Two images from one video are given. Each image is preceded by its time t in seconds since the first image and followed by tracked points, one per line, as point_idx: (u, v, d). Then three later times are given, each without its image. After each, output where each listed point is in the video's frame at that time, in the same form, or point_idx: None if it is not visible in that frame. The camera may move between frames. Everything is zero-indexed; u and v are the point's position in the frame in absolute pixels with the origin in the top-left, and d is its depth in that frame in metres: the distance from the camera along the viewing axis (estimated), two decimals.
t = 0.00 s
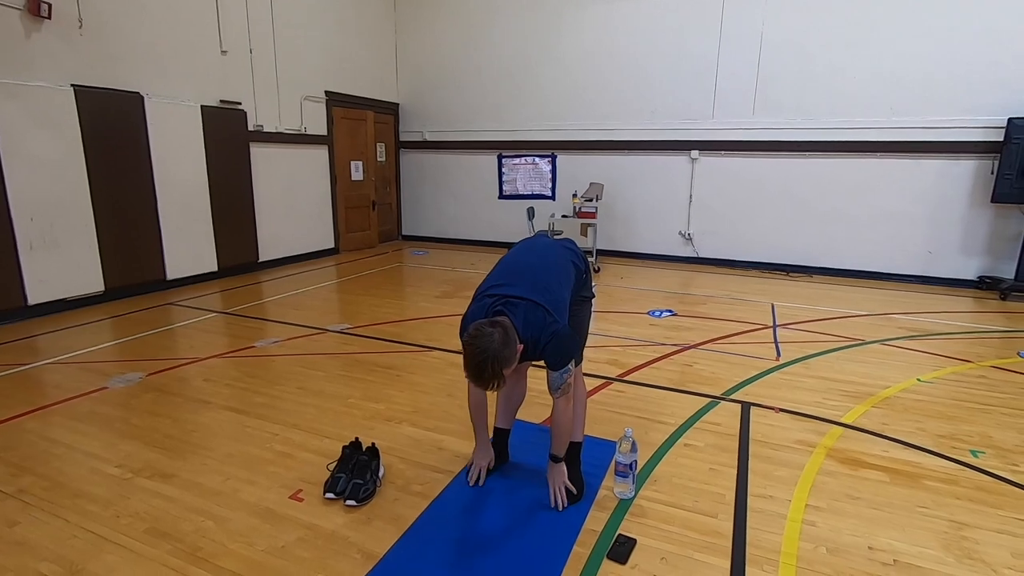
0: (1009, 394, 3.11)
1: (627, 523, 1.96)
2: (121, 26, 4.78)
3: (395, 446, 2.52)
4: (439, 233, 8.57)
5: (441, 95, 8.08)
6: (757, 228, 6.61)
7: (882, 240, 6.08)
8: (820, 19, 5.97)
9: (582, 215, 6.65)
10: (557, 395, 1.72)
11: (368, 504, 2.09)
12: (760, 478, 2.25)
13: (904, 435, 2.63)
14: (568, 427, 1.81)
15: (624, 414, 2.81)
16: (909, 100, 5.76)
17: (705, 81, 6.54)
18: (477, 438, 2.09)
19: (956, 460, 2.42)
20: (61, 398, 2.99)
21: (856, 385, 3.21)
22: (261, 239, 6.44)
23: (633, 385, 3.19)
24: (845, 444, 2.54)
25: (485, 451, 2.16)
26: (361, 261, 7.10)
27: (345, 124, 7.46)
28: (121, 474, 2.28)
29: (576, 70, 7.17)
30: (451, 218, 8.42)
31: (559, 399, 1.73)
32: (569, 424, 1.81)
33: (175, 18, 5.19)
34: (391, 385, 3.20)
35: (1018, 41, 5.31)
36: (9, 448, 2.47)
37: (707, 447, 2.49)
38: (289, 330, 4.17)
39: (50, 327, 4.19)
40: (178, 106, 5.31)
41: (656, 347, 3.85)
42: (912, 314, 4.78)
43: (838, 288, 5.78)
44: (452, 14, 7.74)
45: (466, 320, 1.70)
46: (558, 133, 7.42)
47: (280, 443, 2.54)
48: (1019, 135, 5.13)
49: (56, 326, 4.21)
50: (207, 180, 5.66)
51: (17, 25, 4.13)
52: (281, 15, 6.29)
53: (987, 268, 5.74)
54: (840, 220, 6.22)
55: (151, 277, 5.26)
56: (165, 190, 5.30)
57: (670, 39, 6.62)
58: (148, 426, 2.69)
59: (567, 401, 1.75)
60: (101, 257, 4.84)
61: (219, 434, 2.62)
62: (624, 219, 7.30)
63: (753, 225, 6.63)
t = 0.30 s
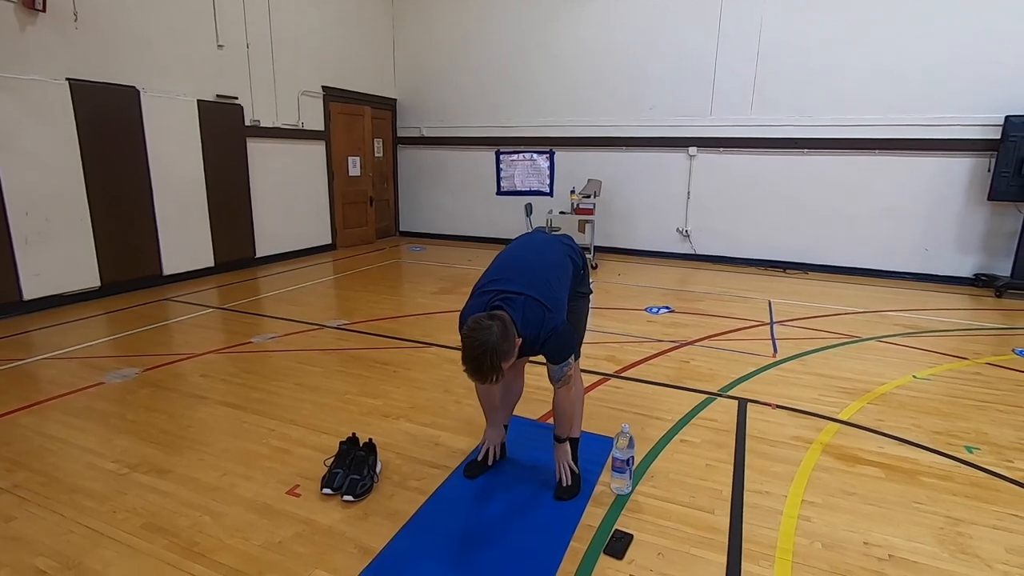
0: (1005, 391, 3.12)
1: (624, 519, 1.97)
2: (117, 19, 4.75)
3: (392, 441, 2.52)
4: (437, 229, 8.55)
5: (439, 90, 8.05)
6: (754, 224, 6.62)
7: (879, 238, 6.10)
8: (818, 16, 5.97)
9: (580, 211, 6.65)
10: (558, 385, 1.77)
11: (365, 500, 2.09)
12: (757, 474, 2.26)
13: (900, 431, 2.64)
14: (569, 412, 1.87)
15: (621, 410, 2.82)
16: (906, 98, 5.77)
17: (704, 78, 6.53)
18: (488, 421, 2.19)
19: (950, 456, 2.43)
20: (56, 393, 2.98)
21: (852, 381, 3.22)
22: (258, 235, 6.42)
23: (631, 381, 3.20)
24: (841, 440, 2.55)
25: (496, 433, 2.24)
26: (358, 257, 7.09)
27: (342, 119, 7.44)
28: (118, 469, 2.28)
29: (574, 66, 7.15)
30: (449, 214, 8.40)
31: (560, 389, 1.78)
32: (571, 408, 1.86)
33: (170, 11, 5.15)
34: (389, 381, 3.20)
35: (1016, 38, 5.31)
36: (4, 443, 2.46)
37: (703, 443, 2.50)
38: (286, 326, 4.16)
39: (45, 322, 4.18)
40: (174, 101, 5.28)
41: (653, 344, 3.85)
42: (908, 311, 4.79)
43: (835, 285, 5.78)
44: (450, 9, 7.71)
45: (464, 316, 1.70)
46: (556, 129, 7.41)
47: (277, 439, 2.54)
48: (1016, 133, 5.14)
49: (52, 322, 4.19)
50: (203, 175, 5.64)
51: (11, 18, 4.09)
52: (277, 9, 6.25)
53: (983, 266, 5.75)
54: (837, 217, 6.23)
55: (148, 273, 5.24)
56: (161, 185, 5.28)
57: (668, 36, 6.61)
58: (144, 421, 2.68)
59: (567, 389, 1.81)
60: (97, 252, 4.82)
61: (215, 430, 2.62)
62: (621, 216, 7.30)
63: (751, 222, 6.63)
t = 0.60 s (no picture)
0: (1001, 389, 3.13)
1: (622, 515, 1.97)
2: (113, 16, 4.73)
3: (391, 438, 2.52)
4: (435, 226, 8.54)
5: (437, 88, 8.04)
6: (752, 222, 6.63)
7: (876, 236, 6.11)
8: (817, 14, 5.96)
9: (578, 209, 6.64)
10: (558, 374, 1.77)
11: (363, 497, 2.09)
12: (754, 471, 2.26)
13: (896, 428, 2.65)
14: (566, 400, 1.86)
15: (619, 407, 2.83)
16: (905, 96, 5.78)
17: (702, 76, 6.53)
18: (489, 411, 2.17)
19: (947, 454, 2.44)
20: (53, 391, 2.98)
21: (849, 379, 3.23)
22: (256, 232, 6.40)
23: (629, 378, 3.20)
24: (838, 437, 2.55)
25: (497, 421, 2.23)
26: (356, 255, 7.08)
27: (340, 116, 7.42)
28: (116, 466, 2.28)
29: (572, 63, 7.15)
30: (447, 211, 8.40)
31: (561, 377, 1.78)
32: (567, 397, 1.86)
33: (167, 7, 5.13)
34: (387, 378, 3.20)
35: (1014, 37, 5.32)
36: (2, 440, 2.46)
37: (701, 440, 2.51)
38: (284, 323, 4.16)
39: (42, 320, 4.16)
40: (172, 97, 5.26)
41: (651, 341, 3.86)
42: (906, 309, 4.80)
43: (833, 283, 5.80)
44: (448, 6, 7.69)
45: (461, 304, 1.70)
46: (554, 126, 7.40)
47: (275, 436, 2.54)
48: (1013, 131, 5.15)
49: (49, 319, 4.19)
50: (201, 172, 5.63)
51: (7, 14, 4.07)
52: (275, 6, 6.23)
53: (980, 264, 5.77)
54: (834, 215, 6.24)
55: (145, 270, 5.23)
56: (158, 182, 5.26)
57: (667, 33, 6.60)
58: (142, 418, 2.68)
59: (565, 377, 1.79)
60: (94, 249, 4.81)
61: (214, 427, 2.62)
62: (619, 214, 7.30)
63: (749, 220, 6.64)
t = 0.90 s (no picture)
0: (997, 387, 3.14)
1: (620, 513, 1.98)
2: (110, 13, 4.71)
3: (389, 437, 2.53)
4: (433, 225, 8.54)
5: (436, 86, 8.03)
6: (750, 222, 6.64)
7: (873, 235, 6.12)
8: (814, 13, 5.97)
9: (576, 207, 6.64)
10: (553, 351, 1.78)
11: (361, 496, 2.09)
12: (751, 469, 2.27)
13: (893, 427, 2.66)
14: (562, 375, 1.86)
15: (617, 406, 2.83)
16: (902, 95, 5.79)
17: (700, 75, 6.53)
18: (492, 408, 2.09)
19: (943, 451, 2.45)
20: (51, 390, 2.97)
21: (846, 377, 3.24)
22: (254, 231, 6.40)
23: (627, 377, 3.21)
24: (835, 435, 2.56)
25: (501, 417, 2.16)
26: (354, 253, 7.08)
27: (338, 115, 7.41)
28: (113, 465, 2.27)
29: (570, 62, 7.15)
30: (445, 210, 8.39)
31: (556, 354, 1.79)
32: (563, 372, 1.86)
33: (165, 5, 5.12)
34: (385, 377, 3.20)
35: (1012, 36, 5.33)
36: None
37: (699, 438, 2.51)
38: (282, 322, 4.15)
39: (39, 318, 4.16)
40: (169, 96, 5.25)
41: (649, 340, 3.86)
42: (902, 307, 4.82)
43: (830, 281, 5.81)
44: (446, 5, 7.68)
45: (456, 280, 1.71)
46: (552, 125, 7.40)
47: (273, 435, 2.54)
48: (1010, 130, 5.16)
49: (46, 318, 4.18)
50: (199, 171, 5.62)
51: (4, 12, 4.06)
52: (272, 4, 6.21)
53: (977, 262, 5.78)
54: (832, 214, 6.25)
55: (143, 269, 5.22)
56: (156, 180, 5.25)
57: (665, 32, 6.60)
58: (140, 417, 2.68)
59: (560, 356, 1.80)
60: (92, 247, 4.80)
61: (212, 426, 2.61)
62: (617, 213, 7.30)
63: (747, 218, 6.65)
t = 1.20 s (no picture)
0: (995, 386, 3.15)
1: (619, 513, 1.98)
2: (108, 13, 4.71)
3: (388, 437, 2.52)
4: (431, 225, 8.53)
5: (434, 86, 8.03)
6: (748, 222, 6.64)
7: (871, 234, 6.13)
8: (813, 13, 5.98)
9: (576, 207, 6.64)
10: (546, 319, 1.71)
11: (360, 496, 2.09)
12: (750, 469, 2.27)
13: (891, 426, 2.67)
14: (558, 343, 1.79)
15: (616, 406, 2.83)
16: (900, 94, 5.80)
17: (699, 75, 6.54)
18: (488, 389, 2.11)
19: (941, 451, 2.45)
20: (50, 390, 2.97)
21: (845, 377, 3.24)
22: (253, 231, 6.39)
23: (626, 377, 3.21)
24: (834, 435, 2.57)
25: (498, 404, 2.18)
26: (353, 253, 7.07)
27: (337, 115, 7.40)
28: (111, 465, 2.27)
29: (569, 62, 7.15)
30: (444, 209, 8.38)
31: (548, 322, 1.72)
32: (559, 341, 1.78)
33: (163, 5, 5.11)
34: (384, 377, 3.20)
35: (1012, 35, 5.33)
36: None
37: (697, 438, 2.51)
38: (281, 322, 4.15)
39: (38, 319, 4.15)
40: (168, 96, 5.25)
41: (648, 340, 3.87)
42: (901, 307, 4.82)
43: (829, 281, 5.82)
44: (445, 5, 7.68)
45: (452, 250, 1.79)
46: (551, 125, 7.40)
47: (272, 435, 2.54)
48: (1008, 130, 5.17)
49: (45, 318, 4.17)
50: (198, 171, 5.62)
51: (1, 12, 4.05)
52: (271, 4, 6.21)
53: (975, 262, 5.79)
54: (831, 213, 6.26)
55: (142, 269, 5.22)
56: (154, 180, 5.24)
57: (664, 32, 6.60)
58: (139, 417, 2.67)
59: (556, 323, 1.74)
60: (90, 248, 4.79)
61: (210, 426, 2.61)
62: (616, 213, 7.31)
63: (745, 218, 6.65)
